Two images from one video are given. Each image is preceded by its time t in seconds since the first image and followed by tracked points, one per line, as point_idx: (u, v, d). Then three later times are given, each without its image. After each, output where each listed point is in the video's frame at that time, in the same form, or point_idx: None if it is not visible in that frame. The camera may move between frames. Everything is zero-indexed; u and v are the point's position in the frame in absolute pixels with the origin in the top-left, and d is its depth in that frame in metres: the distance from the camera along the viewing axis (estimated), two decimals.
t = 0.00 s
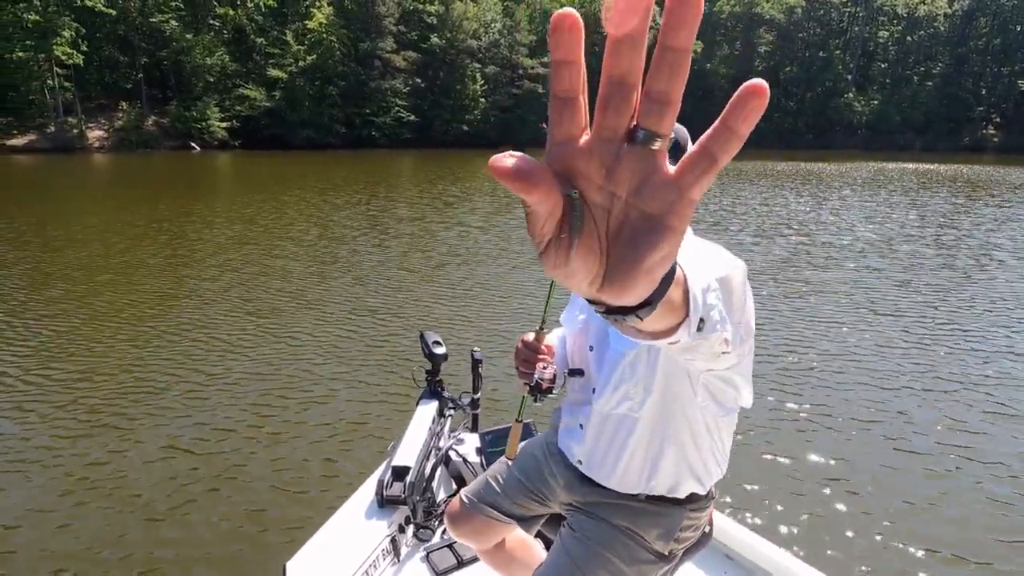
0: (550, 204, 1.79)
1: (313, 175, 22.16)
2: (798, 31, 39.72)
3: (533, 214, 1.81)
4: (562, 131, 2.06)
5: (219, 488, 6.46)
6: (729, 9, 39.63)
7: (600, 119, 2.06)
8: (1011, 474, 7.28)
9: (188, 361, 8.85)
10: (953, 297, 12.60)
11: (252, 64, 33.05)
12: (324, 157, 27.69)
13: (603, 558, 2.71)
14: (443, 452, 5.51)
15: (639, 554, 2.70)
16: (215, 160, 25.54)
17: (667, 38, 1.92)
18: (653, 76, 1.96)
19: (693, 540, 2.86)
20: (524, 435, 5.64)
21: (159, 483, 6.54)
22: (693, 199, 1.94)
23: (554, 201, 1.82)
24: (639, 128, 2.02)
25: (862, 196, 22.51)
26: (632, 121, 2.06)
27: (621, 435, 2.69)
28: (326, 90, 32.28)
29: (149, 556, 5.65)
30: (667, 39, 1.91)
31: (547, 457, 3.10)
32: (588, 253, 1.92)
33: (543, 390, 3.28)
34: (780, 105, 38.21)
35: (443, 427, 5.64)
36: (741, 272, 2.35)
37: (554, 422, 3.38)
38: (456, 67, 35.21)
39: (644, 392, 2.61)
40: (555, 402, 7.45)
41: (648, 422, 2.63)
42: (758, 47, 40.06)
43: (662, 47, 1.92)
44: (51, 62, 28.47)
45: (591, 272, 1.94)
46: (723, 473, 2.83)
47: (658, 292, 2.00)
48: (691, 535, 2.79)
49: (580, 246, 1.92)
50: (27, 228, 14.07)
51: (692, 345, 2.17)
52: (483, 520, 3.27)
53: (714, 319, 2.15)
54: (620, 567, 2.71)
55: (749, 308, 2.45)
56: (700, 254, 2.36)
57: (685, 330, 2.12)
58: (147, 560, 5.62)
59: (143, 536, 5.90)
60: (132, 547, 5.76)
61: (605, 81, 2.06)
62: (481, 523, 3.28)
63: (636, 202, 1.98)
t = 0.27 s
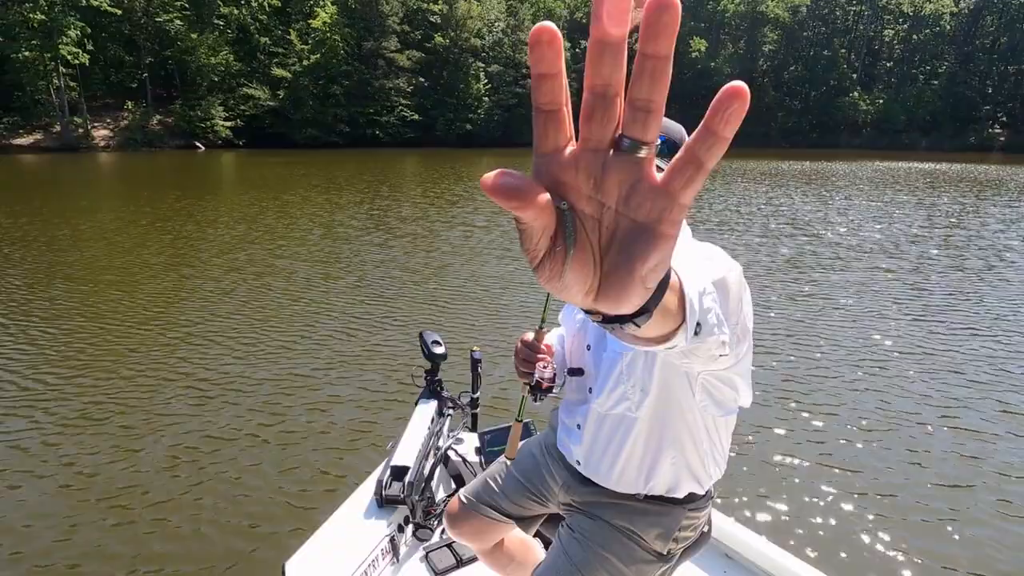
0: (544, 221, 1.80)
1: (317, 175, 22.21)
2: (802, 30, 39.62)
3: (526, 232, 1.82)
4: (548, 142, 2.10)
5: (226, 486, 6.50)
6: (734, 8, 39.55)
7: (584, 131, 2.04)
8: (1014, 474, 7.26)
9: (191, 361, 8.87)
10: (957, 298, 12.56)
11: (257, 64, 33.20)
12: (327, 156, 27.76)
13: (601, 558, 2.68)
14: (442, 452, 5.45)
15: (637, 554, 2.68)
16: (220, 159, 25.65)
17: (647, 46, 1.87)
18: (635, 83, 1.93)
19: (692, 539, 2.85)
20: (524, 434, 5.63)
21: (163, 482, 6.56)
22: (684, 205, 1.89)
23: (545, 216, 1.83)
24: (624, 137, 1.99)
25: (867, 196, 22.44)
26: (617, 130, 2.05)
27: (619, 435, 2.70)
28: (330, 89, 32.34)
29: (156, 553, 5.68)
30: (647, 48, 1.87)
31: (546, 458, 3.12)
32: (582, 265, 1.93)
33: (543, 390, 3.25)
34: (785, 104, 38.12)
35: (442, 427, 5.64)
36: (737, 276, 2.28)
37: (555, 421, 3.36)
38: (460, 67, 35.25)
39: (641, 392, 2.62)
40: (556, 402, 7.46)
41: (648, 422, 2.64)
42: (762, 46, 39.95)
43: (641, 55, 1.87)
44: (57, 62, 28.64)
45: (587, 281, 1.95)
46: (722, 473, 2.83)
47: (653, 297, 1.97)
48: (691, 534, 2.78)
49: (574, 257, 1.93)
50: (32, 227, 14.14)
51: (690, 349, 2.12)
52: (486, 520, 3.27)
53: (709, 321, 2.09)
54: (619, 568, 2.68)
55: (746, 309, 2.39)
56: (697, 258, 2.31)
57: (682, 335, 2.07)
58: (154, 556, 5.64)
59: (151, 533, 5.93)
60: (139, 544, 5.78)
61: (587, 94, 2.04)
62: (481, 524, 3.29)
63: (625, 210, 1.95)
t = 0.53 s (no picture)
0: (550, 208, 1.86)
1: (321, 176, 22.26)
2: (808, 32, 39.53)
3: (534, 223, 1.88)
4: (556, 135, 2.12)
5: (231, 487, 6.51)
6: (739, 10, 39.52)
7: (593, 124, 2.08)
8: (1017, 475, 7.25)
9: (194, 363, 8.89)
10: (961, 301, 12.51)
11: (262, 65, 33.34)
12: (332, 157, 27.82)
13: (603, 556, 2.69)
14: (443, 452, 5.47)
15: (638, 554, 2.69)
16: (226, 160, 25.73)
17: (655, 39, 1.89)
18: (642, 76, 1.94)
19: (693, 539, 2.85)
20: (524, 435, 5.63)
21: (166, 484, 6.56)
22: (692, 196, 1.93)
23: (554, 208, 1.89)
24: (632, 129, 2.01)
25: (873, 198, 22.38)
26: (624, 123, 2.08)
27: (620, 434, 2.70)
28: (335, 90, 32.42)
29: (162, 554, 5.69)
30: (655, 39, 1.89)
31: (547, 457, 3.12)
32: (590, 255, 1.97)
33: (544, 389, 3.27)
34: (790, 105, 38.00)
35: (443, 427, 5.64)
36: (741, 272, 2.37)
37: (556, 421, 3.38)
38: (464, 68, 35.27)
39: (642, 391, 2.62)
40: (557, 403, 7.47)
41: (648, 421, 2.64)
42: (768, 47, 39.84)
43: (650, 47, 1.90)
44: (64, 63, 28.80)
45: (595, 270, 1.99)
46: (722, 472, 2.83)
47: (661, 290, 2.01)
48: (692, 534, 2.79)
49: (583, 246, 1.97)
50: (39, 228, 14.24)
51: (696, 343, 2.16)
52: (487, 520, 3.28)
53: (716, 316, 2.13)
54: (620, 567, 2.69)
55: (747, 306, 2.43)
56: (700, 254, 2.35)
57: (688, 328, 2.12)
58: (160, 558, 5.64)
59: (157, 534, 5.93)
60: (145, 546, 5.79)
61: (595, 87, 2.06)
62: (482, 523, 3.29)
63: (634, 201, 1.98)
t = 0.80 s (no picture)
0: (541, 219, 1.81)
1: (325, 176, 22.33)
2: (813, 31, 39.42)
3: (527, 234, 1.83)
4: (552, 136, 2.12)
5: (235, 489, 6.54)
6: (744, 9, 39.42)
7: (588, 126, 2.07)
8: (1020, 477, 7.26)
9: (196, 364, 8.93)
10: (966, 302, 12.46)
11: (267, 65, 33.53)
12: (336, 157, 27.91)
13: (602, 557, 2.70)
14: (442, 452, 5.47)
15: (637, 553, 2.70)
16: (231, 160, 25.87)
17: (647, 42, 1.93)
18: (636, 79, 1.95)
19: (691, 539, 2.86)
20: (523, 435, 5.64)
21: (169, 485, 6.60)
22: (687, 196, 1.91)
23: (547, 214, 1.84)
24: (627, 130, 2.01)
25: (878, 198, 22.29)
26: (620, 124, 2.08)
27: (618, 433, 2.70)
28: (339, 90, 32.53)
29: (167, 556, 5.72)
30: (646, 44, 1.93)
31: (545, 457, 3.13)
32: (585, 261, 1.92)
33: (543, 388, 3.28)
34: (795, 105, 37.87)
35: (443, 427, 5.64)
36: (737, 271, 2.36)
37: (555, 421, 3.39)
38: (468, 68, 35.28)
39: (640, 390, 2.62)
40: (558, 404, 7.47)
41: (646, 421, 2.63)
42: (773, 47, 39.75)
43: (642, 51, 1.93)
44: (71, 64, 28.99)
45: (590, 275, 1.94)
46: (721, 473, 2.84)
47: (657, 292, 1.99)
48: (690, 534, 2.79)
49: (577, 252, 1.92)
50: (46, 228, 14.34)
51: (692, 343, 2.15)
52: (486, 520, 3.28)
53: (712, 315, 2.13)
54: (619, 567, 2.69)
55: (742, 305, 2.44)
56: (697, 254, 2.34)
57: (685, 327, 2.09)
58: (165, 561, 5.67)
59: (162, 536, 5.96)
60: (150, 548, 5.82)
61: (590, 89, 2.06)
62: (480, 523, 3.30)
63: (629, 202, 1.96)
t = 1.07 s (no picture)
0: (539, 226, 1.84)
1: (329, 176, 22.41)
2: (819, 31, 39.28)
3: (525, 243, 1.84)
4: (549, 143, 2.13)
5: (238, 489, 6.55)
6: (749, 8, 39.30)
7: (584, 132, 2.06)
8: None
9: (198, 365, 8.94)
10: (972, 304, 12.40)
11: (272, 65, 33.64)
12: (341, 157, 27.98)
13: (603, 557, 2.69)
14: (442, 452, 5.48)
15: (638, 555, 2.69)
16: (236, 160, 25.96)
17: (644, 48, 1.90)
18: (631, 84, 1.95)
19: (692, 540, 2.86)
20: (523, 435, 5.64)
21: (172, 485, 6.61)
22: (683, 201, 1.92)
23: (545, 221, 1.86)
24: (622, 137, 2.02)
25: (883, 199, 22.21)
26: (616, 130, 2.07)
27: (619, 434, 2.69)
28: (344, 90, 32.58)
29: (168, 555, 5.74)
30: (643, 49, 1.90)
31: (545, 460, 3.12)
32: (584, 268, 1.94)
33: (543, 389, 3.28)
34: (801, 104, 37.74)
35: (443, 427, 5.65)
36: (735, 273, 2.32)
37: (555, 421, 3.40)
38: (473, 68, 35.29)
39: (640, 390, 2.61)
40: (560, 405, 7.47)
41: (645, 424, 2.63)
42: (778, 47, 39.66)
43: (639, 56, 1.90)
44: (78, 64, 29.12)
45: (589, 281, 1.95)
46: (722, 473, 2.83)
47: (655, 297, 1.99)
48: (690, 534, 2.78)
49: (575, 259, 1.93)
50: (52, 228, 14.41)
51: (690, 345, 2.11)
52: (486, 520, 3.28)
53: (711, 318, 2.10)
54: (620, 568, 2.69)
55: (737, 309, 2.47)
56: (694, 256, 2.32)
57: (683, 330, 2.07)
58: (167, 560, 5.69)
59: (164, 536, 5.98)
60: (151, 546, 5.84)
61: (585, 97, 2.05)
62: (480, 524, 3.30)
63: (625, 207, 1.96)
